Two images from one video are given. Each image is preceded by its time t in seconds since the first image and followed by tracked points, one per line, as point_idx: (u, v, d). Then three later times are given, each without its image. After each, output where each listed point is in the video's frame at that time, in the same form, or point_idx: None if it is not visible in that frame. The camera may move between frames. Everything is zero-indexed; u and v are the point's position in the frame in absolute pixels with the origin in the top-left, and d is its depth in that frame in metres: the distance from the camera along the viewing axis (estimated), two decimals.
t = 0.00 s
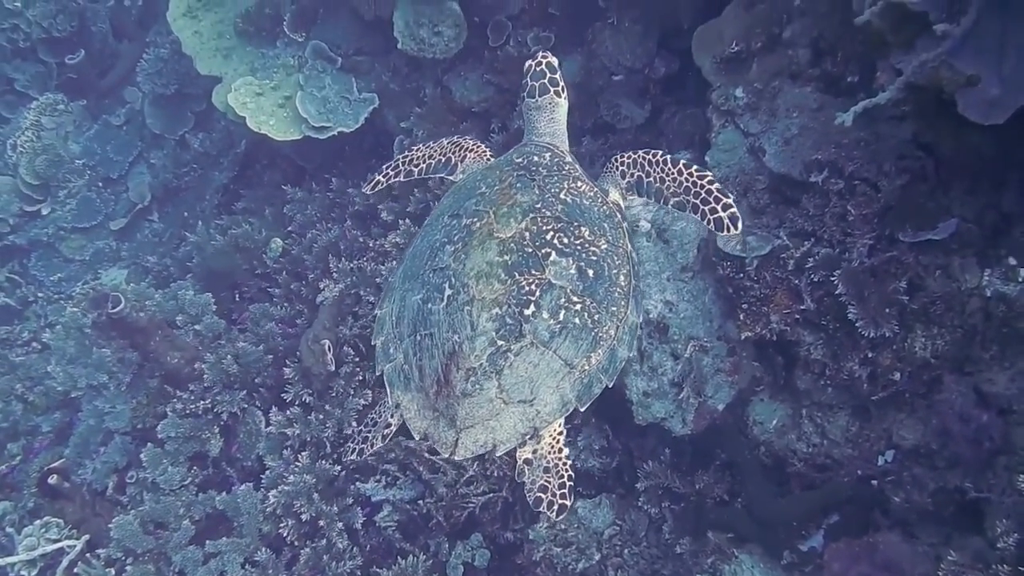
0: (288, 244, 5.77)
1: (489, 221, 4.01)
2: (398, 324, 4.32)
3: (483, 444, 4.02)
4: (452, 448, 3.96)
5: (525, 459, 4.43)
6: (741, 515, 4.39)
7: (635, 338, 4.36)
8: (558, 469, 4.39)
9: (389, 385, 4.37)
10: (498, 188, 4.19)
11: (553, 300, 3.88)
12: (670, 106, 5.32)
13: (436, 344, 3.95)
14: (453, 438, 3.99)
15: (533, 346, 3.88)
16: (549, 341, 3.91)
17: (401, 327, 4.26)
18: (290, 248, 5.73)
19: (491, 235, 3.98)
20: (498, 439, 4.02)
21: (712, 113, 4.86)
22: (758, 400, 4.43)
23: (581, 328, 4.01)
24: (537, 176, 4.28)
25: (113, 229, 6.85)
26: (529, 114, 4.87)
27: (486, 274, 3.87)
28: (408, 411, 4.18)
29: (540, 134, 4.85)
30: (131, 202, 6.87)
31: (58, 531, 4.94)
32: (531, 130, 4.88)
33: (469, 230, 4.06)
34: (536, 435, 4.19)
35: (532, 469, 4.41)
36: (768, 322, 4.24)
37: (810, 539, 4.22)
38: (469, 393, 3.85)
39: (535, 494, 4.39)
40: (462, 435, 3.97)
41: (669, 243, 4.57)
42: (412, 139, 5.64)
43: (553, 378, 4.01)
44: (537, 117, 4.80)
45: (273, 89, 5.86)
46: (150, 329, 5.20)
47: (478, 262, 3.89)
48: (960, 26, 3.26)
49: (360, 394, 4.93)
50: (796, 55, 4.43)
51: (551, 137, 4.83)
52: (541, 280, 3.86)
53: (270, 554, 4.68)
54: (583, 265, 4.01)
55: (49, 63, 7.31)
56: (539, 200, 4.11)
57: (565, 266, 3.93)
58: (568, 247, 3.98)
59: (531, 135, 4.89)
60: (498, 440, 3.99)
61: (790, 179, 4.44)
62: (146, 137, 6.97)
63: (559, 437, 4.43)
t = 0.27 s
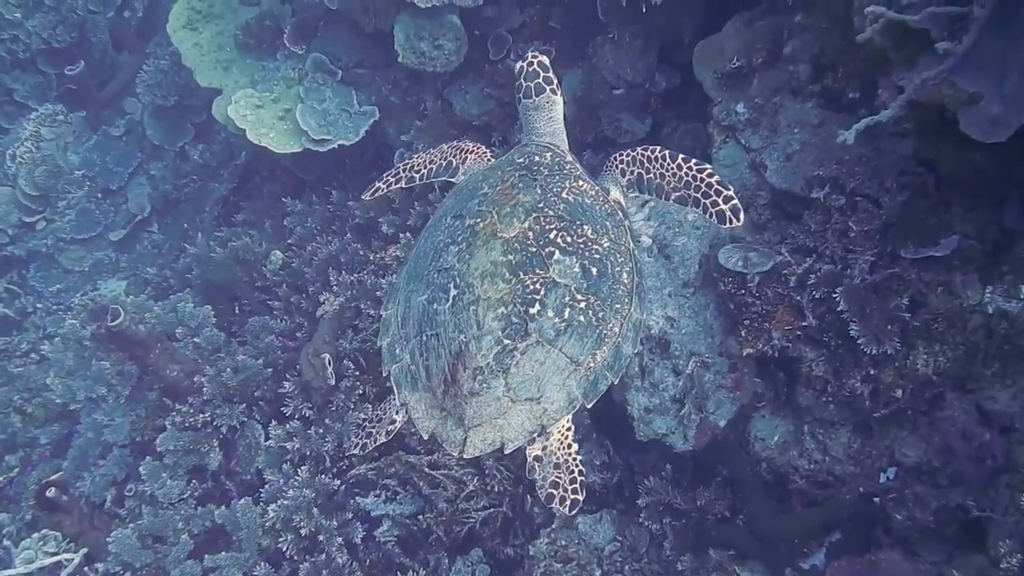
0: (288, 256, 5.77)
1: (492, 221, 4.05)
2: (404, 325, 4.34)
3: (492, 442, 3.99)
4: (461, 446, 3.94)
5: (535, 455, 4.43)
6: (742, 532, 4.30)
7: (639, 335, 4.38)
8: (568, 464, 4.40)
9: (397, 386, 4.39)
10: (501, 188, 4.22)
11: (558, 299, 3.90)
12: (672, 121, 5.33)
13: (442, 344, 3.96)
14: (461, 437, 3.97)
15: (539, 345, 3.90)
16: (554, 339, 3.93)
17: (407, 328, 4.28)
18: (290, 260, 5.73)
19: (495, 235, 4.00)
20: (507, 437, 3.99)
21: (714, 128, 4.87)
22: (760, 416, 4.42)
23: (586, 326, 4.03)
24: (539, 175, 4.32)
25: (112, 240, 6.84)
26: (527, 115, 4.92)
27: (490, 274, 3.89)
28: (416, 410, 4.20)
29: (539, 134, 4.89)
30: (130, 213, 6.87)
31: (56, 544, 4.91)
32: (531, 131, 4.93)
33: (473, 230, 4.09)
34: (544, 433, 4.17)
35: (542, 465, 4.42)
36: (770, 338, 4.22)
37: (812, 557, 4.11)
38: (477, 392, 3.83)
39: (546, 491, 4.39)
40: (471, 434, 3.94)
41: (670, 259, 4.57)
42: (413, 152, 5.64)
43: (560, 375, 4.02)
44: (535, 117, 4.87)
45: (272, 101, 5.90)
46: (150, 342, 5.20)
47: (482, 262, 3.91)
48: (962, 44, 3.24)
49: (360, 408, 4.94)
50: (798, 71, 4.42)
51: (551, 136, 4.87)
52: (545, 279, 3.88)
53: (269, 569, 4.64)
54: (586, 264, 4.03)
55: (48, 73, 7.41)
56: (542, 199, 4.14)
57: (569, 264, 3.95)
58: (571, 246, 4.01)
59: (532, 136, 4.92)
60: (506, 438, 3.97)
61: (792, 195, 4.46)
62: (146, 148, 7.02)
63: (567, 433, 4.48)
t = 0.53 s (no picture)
0: (289, 267, 5.77)
1: (498, 220, 4.12)
2: (411, 324, 4.38)
3: (503, 439, 4.02)
4: (473, 443, 3.95)
5: (547, 451, 4.48)
6: (743, 549, 4.25)
7: (646, 331, 4.42)
8: (580, 459, 4.47)
9: (407, 385, 4.36)
10: (506, 187, 4.29)
11: (565, 296, 3.99)
12: (675, 135, 5.36)
13: (451, 342, 4.02)
14: (472, 434, 3.98)
15: (548, 342, 3.97)
16: (563, 335, 4.01)
17: (415, 327, 4.32)
18: (291, 271, 5.74)
19: (501, 234, 4.08)
20: (517, 433, 4.03)
21: (718, 144, 4.88)
22: (762, 433, 4.41)
23: (594, 322, 4.10)
24: (543, 174, 4.40)
25: (113, 249, 6.87)
26: (528, 113, 4.98)
27: (498, 272, 3.97)
28: (426, 409, 4.18)
29: (542, 131, 4.96)
30: (131, 222, 6.93)
31: (53, 556, 4.84)
32: (533, 130, 4.98)
33: (480, 229, 4.16)
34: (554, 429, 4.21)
35: (554, 460, 4.48)
36: (773, 354, 4.21)
37: None
38: (487, 389, 3.90)
39: (559, 485, 4.43)
40: (482, 431, 3.97)
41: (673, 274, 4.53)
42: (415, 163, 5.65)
43: (568, 372, 4.09)
44: (538, 115, 4.93)
45: (275, 112, 5.96)
46: (150, 352, 5.24)
47: (490, 260, 3.99)
48: (969, 64, 3.25)
49: (361, 420, 4.92)
50: (802, 87, 4.44)
51: (554, 134, 4.95)
52: (553, 276, 3.97)
53: None
54: (593, 261, 4.11)
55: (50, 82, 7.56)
56: (547, 197, 4.22)
57: (575, 262, 4.04)
58: (577, 243, 4.09)
59: (534, 134, 4.97)
60: (516, 435, 4.00)
61: (797, 211, 4.47)
62: (147, 158, 7.07)
63: (578, 428, 4.53)
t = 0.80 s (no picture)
0: (295, 277, 5.82)
1: (509, 218, 4.12)
2: (423, 324, 4.41)
3: (518, 435, 4.04)
4: (488, 440, 3.96)
5: (560, 447, 4.44)
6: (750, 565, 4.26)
7: (657, 326, 4.44)
8: (594, 453, 4.43)
9: (420, 384, 4.42)
10: (515, 185, 4.29)
11: (577, 293, 4.01)
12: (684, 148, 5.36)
13: (465, 341, 4.04)
14: (488, 432, 3.99)
15: (560, 339, 3.98)
16: (575, 332, 4.03)
17: (428, 326, 4.35)
18: (297, 280, 5.79)
19: (512, 232, 4.07)
20: (531, 430, 4.06)
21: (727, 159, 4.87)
22: (770, 449, 4.41)
23: (606, 318, 4.11)
24: (552, 171, 4.40)
25: (118, 255, 7.07)
26: (536, 112, 4.95)
27: (509, 271, 3.97)
28: (441, 407, 4.23)
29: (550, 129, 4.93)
30: (137, 229, 7.11)
31: (58, 564, 4.85)
32: (540, 128, 4.98)
33: (490, 227, 4.17)
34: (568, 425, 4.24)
35: (568, 457, 4.43)
36: (782, 371, 4.16)
37: None
38: (501, 387, 3.90)
39: (574, 481, 4.41)
40: (497, 429, 3.98)
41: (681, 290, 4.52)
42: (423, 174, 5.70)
43: (581, 368, 4.10)
44: (545, 113, 4.92)
45: (283, 121, 5.98)
46: (156, 361, 5.23)
47: (501, 259, 4.00)
48: (982, 84, 3.20)
49: (366, 431, 4.90)
50: (813, 103, 4.42)
51: (562, 132, 4.92)
52: (564, 274, 3.98)
53: None
54: (603, 257, 4.12)
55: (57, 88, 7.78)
56: (557, 195, 4.22)
57: (586, 259, 4.05)
58: (588, 240, 4.10)
59: (542, 133, 4.97)
60: (530, 431, 4.02)
61: (806, 227, 4.47)
62: (153, 165, 7.23)
63: (591, 423, 4.49)
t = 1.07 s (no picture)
0: (300, 286, 5.87)
1: (515, 218, 4.21)
2: (432, 324, 4.50)
3: (526, 433, 4.08)
4: (497, 439, 4.01)
5: (569, 443, 4.47)
6: None
7: (663, 322, 4.48)
8: (602, 450, 4.43)
9: (429, 383, 4.47)
10: (521, 185, 4.39)
11: (583, 291, 4.09)
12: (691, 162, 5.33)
13: (473, 340, 4.13)
14: (496, 430, 4.05)
15: (567, 337, 4.07)
16: (582, 330, 4.11)
17: (436, 326, 4.43)
18: (302, 289, 5.84)
19: (518, 232, 4.17)
20: (540, 429, 4.10)
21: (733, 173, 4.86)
22: (775, 465, 4.36)
23: (612, 316, 4.18)
24: (557, 171, 4.51)
25: (124, 262, 7.18)
26: (541, 111, 5.05)
27: (516, 270, 4.07)
28: (449, 407, 4.27)
29: (555, 129, 5.03)
30: (142, 235, 7.21)
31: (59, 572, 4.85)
32: (545, 128, 5.06)
33: (497, 227, 4.27)
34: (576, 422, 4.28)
35: (577, 453, 4.44)
36: (789, 389, 4.15)
37: None
38: (509, 385, 3.99)
39: (583, 477, 4.40)
40: (505, 427, 4.03)
41: (687, 305, 4.55)
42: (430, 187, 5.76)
43: (589, 366, 4.16)
44: (550, 113, 5.02)
45: (290, 130, 6.00)
46: (161, 369, 5.14)
47: (507, 259, 4.09)
48: (993, 104, 3.15)
49: (370, 443, 4.90)
50: (822, 118, 4.43)
51: (565, 130, 5.02)
52: (570, 272, 4.08)
53: None
54: (609, 256, 4.21)
55: (65, 94, 7.93)
56: (562, 195, 4.33)
57: (592, 257, 4.14)
58: (593, 239, 4.20)
59: (546, 133, 5.04)
60: (539, 430, 4.07)
61: (813, 243, 4.45)
62: (159, 172, 7.32)
63: (599, 420, 4.52)
